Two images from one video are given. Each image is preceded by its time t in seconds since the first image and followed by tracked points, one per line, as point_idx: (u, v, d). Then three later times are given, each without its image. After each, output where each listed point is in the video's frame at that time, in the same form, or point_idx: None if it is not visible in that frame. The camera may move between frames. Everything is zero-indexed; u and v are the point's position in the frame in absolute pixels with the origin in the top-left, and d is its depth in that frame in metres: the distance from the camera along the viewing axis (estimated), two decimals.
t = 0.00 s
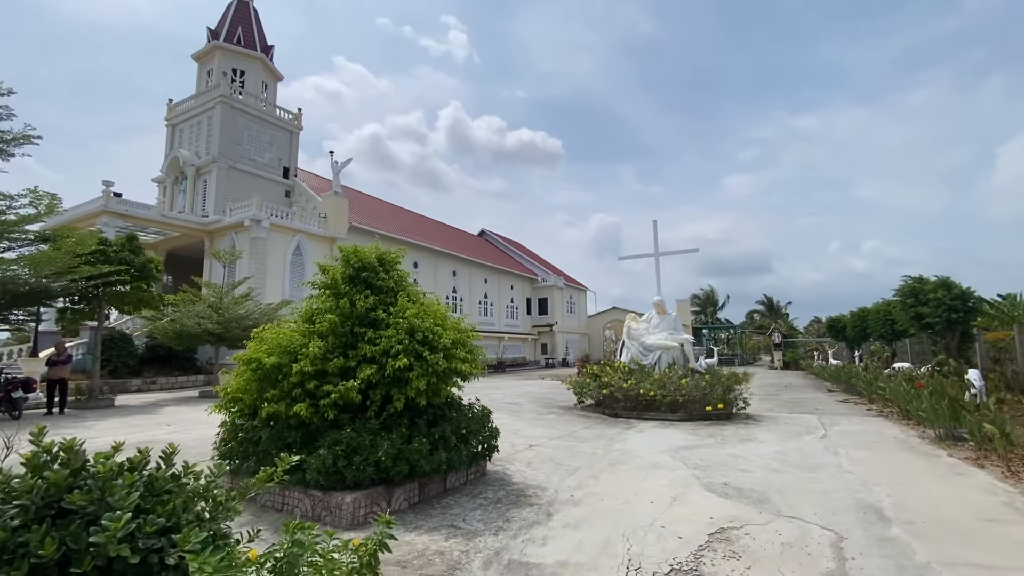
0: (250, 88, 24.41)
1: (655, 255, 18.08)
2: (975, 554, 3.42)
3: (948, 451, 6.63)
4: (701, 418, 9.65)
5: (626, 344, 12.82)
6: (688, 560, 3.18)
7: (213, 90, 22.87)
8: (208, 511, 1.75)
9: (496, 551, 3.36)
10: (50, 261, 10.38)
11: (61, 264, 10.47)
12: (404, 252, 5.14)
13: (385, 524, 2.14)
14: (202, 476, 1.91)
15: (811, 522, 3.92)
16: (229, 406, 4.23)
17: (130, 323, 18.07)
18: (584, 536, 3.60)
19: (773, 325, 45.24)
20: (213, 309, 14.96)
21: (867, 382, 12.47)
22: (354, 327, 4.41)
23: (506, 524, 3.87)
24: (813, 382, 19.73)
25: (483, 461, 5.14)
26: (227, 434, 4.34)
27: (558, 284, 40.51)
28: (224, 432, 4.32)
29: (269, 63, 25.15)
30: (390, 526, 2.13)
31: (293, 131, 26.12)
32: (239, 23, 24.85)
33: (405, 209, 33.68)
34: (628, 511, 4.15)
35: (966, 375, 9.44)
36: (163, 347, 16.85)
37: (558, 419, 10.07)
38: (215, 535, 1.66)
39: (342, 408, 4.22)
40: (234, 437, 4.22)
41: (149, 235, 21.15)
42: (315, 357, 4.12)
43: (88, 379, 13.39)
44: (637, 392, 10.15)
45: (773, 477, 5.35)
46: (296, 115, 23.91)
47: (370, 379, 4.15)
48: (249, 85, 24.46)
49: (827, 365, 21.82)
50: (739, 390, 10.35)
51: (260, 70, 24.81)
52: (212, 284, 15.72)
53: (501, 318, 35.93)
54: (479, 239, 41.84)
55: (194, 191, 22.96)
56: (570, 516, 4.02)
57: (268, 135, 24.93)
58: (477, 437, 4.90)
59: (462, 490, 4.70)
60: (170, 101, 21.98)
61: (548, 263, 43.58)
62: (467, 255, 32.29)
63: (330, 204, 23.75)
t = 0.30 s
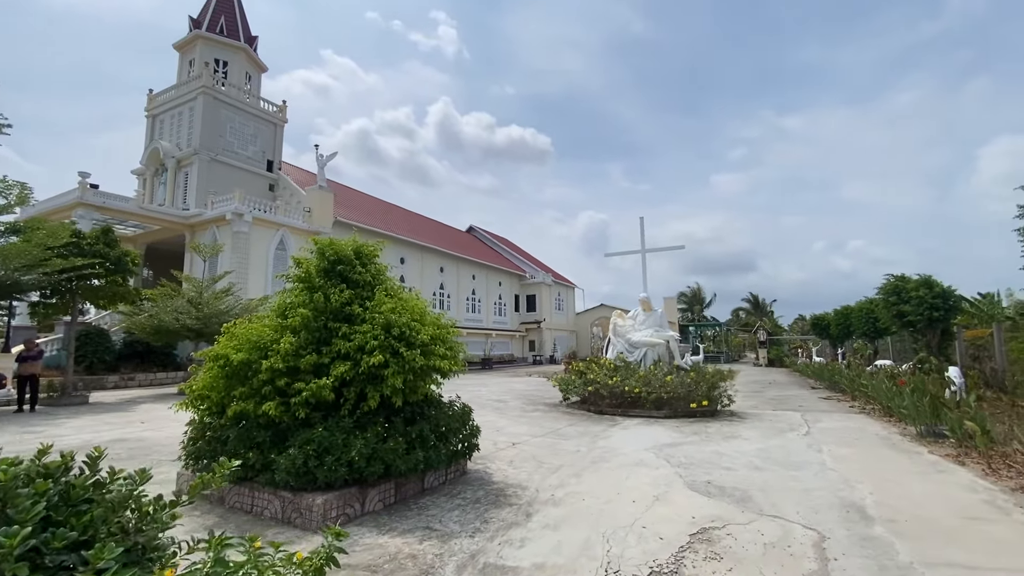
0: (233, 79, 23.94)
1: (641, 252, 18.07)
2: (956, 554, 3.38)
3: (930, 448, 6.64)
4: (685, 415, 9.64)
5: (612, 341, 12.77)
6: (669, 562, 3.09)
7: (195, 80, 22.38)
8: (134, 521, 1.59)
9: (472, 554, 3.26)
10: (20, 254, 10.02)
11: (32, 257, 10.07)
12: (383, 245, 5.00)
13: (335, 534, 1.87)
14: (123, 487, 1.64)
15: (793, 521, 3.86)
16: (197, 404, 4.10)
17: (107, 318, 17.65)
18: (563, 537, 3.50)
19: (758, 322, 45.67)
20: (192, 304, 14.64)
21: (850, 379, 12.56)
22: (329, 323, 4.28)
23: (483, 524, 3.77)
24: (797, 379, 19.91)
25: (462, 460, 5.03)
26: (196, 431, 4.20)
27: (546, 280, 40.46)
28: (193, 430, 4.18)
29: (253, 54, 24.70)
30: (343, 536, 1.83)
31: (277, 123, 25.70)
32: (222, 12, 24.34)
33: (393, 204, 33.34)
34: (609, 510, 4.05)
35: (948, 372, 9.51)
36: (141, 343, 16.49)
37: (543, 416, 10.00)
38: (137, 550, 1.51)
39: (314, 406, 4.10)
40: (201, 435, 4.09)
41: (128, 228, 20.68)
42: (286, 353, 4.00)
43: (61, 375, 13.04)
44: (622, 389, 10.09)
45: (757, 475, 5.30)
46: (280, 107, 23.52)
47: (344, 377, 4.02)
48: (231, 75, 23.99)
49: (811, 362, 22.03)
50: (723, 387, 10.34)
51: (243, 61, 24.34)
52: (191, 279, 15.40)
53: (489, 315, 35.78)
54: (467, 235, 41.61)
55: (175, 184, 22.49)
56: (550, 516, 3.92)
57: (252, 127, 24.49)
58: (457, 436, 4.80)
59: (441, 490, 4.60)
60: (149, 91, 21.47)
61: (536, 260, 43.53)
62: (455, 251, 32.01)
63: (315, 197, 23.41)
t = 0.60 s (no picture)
0: (220, 73, 23.56)
1: (632, 249, 18.01)
2: (953, 559, 3.28)
3: (921, 447, 6.57)
4: (677, 414, 9.54)
5: (603, 339, 12.66)
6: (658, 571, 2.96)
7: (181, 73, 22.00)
8: (48, 548, 1.43)
9: (453, 563, 3.12)
10: None
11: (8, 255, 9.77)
12: (365, 241, 4.84)
13: (276, 557, 1.63)
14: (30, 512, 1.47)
15: (786, 525, 3.75)
16: (166, 406, 3.93)
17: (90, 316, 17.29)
18: (549, 544, 3.37)
19: (749, 320, 45.86)
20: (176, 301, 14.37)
21: (840, 377, 12.54)
22: (307, 321, 4.12)
23: (466, 531, 3.63)
24: (787, 377, 19.92)
25: (447, 462, 4.89)
26: (167, 434, 4.03)
27: (539, 278, 40.35)
28: (163, 432, 4.01)
29: (240, 48, 24.33)
30: (286, 561, 1.65)
31: (265, 118, 25.35)
32: (209, 5, 23.95)
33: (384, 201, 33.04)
34: (597, 515, 3.93)
35: (939, 371, 9.48)
36: (124, 341, 16.16)
37: (533, 415, 9.88)
38: None
39: (291, 409, 3.94)
40: (173, 438, 3.93)
41: (112, 224, 20.29)
42: (261, 353, 3.85)
43: (40, 374, 12.74)
44: (613, 388, 9.99)
45: (749, 476, 5.19)
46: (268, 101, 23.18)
47: (322, 378, 3.87)
48: (218, 69, 23.61)
49: (801, 361, 22.08)
50: (715, 386, 10.26)
51: (230, 54, 23.96)
52: (175, 276, 15.12)
53: (480, 313, 35.59)
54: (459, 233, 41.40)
55: (161, 179, 22.12)
56: (536, 522, 3.78)
57: (239, 122, 24.13)
58: (441, 438, 4.65)
59: (424, 494, 4.45)
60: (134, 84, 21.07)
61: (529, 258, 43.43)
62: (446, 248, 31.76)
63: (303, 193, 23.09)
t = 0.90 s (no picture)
0: (213, 68, 23.32)
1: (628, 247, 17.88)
2: (955, 564, 3.17)
3: (919, 447, 6.47)
4: (672, 414, 9.44)
5: (598, 337, 12.53)
6: None
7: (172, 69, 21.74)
8: None
9: (436, 572, 2.99)
10: None
11: None
12: (352, 236, 4.70)
13: None
14: None
15: (783, 530, 3.64)
16: (142, 406, 3.80)
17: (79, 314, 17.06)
18: (537, 550, 3.25)
19: (745, 318, 45.88)
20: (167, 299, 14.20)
21: (836, 376, 12.47)
22: (288, 319, 3.98)
23: (452, 536, 3.50)
24: (784, 375, 19.87)
25: (436, 464, 4.76)
26: (144, 435, 3.90)
27: (535, 277, 40.23)
28: (140, 434, 3.88)
29: (233, 44, 24.09)
30: None
31: (259, 115, 25.12)
32: None
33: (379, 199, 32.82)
34: (588, 519, 3.80)
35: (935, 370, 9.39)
36: (115, 340, 15.88)
37: (527, 415, 9.76)
38: None
39: (271, 409, 3.81)
40: (149, 440, 3.79)
41: (103, 221, 20.04)
42: (240, 351, 3.71)
43: (27, 373, 12.54)
44: (608, 387, 9.87)
45: (745, 478, 5.08)
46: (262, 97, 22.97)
47: (303, 378, 3.73)
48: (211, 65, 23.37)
49: (797, 359, 22.04)
50: (710, 385, 10.16)
51: (223, 49, 23.70)
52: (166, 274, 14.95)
53: (476, 312, 35.44)
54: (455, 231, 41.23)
55: (152, 176, 21.88)
56: (525, 526, 3.66)
57: (232, 118, 23.89)
58: (429, 439, 4.52)
59: (411, 497, 4.33)
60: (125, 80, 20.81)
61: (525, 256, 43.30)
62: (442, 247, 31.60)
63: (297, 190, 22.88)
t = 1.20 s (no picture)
0: (210, 66, 23.18)
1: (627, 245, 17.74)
2: (962, 570, 3.03)
3: (922, 447, 6.32)
4: (671, 413, 9.30)
5: (596, 336, 12.40)
6: None
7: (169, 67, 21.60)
8: None
9: None
10: None
11: None
12: (340, 231, 4.56)
13: None
14: None
15: (783, 534, 3.50)
16: (118, 407, 3.68)
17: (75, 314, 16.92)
18: (526, 556, 3.12)
19: (746, 317, 45.76)
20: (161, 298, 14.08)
21: (838, 374, 12.32)
22: (271, 317, 3.86)
23: (439, 542, 3.37)
24: (784, 374, 19.74)
25: (426, 465, 4.63)
26: (121, 437, 3.77)
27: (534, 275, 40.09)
28: (117, 435, 3.76)
29: (230, 42, 23.95)
30: None
31: (256, 113, 24.99)
32: None
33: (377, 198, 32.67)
34: (580, 523, 3.67)
35: (938, 368, 9.24)
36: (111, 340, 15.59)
37: (523, 414, 9.63)
38: None
39: (252, 410, 3.68)
40: (126, 441, 3.67)
41: (100, 220, 19.91)
42: (220, 349, 3.59)
43: (19, 373, 12.41)
44: (606, 386, 9.72)
45: (743, 479, 4.94)
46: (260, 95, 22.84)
47: (284, 377, 3.60)
48: (208, 63, 23.23)
49: (798, 358, 21.89)
50: (710, 383, 10.02)
51: (220, 47, 23.57)
52: (161, 273, 14.84)
53: (476, 311, 35.28)
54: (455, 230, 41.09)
55: (149, 174, 21.74)
56: (514, 531, 3.54)
57: (229, 116, 23.76)
58: (419, 440, 4.38)
59: (398, 500, 4.20)
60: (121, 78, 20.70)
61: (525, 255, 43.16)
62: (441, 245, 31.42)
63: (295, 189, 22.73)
